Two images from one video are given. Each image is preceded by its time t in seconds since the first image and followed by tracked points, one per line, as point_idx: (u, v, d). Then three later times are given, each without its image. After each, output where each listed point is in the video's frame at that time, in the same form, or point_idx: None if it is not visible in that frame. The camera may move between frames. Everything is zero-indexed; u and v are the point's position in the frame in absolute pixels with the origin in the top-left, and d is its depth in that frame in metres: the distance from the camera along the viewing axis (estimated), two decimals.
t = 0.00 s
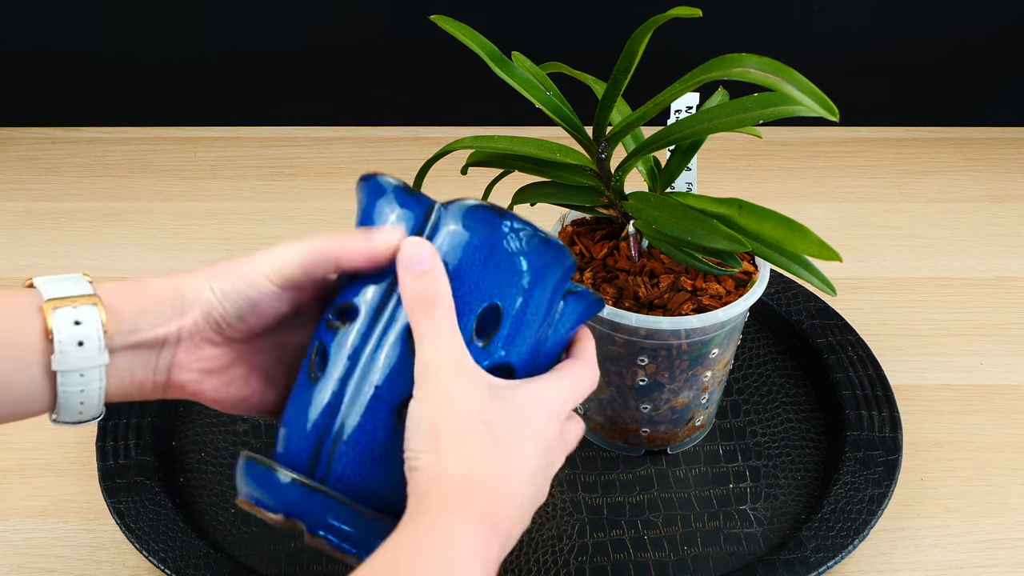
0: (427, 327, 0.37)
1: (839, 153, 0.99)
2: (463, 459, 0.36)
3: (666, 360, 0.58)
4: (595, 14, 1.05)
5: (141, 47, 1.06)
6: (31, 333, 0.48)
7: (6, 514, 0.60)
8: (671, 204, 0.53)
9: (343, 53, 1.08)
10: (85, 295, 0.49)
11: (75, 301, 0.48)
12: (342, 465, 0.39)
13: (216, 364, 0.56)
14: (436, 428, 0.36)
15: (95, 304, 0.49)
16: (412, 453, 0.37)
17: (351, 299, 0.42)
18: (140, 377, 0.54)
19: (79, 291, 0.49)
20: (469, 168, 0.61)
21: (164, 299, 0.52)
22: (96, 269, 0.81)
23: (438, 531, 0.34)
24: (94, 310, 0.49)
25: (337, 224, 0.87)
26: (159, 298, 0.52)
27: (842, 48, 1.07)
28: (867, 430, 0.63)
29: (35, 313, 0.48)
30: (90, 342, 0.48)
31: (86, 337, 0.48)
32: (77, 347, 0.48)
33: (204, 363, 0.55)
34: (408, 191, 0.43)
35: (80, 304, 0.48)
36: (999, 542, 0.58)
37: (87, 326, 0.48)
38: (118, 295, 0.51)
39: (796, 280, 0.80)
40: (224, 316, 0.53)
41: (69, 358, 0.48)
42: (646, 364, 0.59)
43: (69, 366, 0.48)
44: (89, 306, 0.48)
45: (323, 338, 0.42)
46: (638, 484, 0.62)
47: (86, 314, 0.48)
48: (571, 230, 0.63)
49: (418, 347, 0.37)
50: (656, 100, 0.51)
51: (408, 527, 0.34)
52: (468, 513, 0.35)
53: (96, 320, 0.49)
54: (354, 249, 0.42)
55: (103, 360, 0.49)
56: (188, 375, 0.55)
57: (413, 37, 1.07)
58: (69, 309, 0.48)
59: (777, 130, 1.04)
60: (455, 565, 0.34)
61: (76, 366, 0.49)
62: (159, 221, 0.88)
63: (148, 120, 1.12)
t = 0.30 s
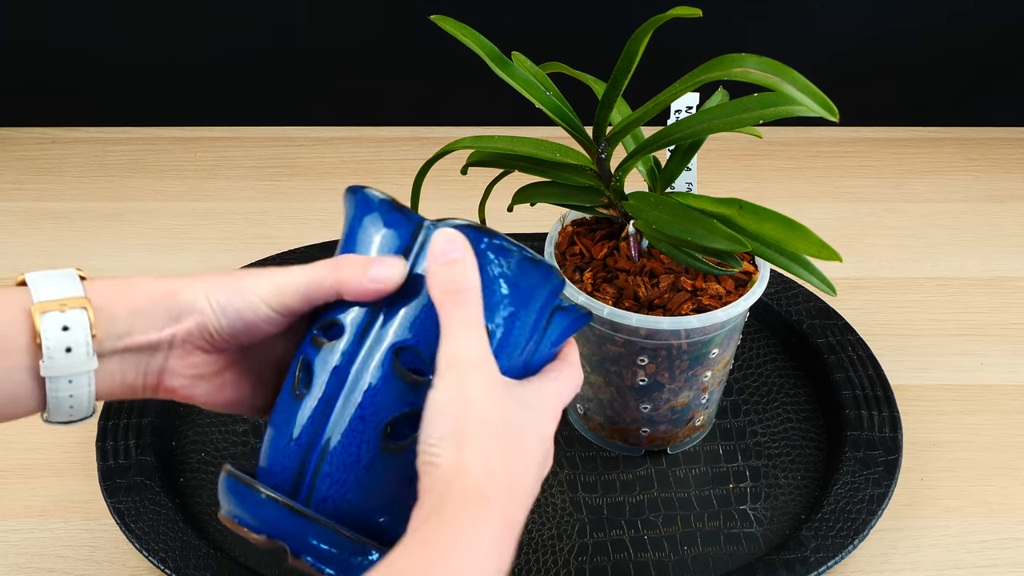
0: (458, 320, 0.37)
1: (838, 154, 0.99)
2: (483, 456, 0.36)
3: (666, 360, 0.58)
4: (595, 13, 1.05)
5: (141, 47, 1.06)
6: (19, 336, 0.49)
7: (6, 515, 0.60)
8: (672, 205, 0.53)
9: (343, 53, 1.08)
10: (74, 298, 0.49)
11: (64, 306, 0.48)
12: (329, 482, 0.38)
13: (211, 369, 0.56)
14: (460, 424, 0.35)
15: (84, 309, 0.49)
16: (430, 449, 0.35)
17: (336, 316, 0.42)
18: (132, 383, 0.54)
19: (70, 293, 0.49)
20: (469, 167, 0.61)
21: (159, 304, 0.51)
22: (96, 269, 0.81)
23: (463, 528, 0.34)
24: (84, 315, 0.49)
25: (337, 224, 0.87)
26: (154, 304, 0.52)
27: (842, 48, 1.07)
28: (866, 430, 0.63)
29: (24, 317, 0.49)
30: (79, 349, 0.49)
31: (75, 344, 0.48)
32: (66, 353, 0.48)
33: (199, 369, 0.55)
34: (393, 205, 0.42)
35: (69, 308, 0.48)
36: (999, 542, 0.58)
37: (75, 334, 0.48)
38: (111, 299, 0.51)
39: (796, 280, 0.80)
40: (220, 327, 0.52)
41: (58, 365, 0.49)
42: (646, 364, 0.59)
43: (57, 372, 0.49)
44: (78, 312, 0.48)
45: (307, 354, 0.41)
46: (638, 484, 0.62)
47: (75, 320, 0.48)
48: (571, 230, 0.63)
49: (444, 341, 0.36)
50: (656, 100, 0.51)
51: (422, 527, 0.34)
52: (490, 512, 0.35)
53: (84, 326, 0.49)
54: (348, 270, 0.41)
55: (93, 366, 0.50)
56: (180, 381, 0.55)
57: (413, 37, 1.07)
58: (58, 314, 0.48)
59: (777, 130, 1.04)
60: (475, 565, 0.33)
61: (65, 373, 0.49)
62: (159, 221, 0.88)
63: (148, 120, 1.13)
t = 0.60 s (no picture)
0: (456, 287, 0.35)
1: (838, 153, 0.99)
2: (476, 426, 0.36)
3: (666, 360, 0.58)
4: (595, 13, 1.05)
5: (141, 47, 1.06)
6: None
7: (6, 514, 0.60)
8: (672, 205, 0.53)
9: (344, 53, 1.08)
10: (38, 321, 0.48)
11: (28, 333, 0.47)
12: (338, 476, 0.39)
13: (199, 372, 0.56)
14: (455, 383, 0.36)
15: (50, 332, 0.48)
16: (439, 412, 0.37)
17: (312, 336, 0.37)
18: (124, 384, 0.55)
19: (32, 314, 0.48)
20: (469, 167, 0.61)
21: (139, 319, 0.49)
22: (96, 269, 0.81)
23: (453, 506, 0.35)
24: (49, 338, 0.48)
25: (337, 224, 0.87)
26: (133, 318, 0.49)
27: (842, 47, 1.07)
28: (867, 430, 0.63)
29: None
30: (48, 376, 0.49)
31: (43, 372, 0.49)
32: (35, 380, 0.49)
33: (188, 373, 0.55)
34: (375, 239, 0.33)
35: (38, 334, 0.48)
36: (999, 542, 0.58)
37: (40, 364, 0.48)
38: (86, 313, 0.49)
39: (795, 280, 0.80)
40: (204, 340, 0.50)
41: (28, 390, 0.49)
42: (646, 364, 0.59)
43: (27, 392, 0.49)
44: (44, 339, 0.48)
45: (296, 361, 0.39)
46: (638, 484, 0.62)
47: (41, 348, 0.48)
48: (571, 230, 0.63)
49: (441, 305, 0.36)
50: (655, 100, 0.51)
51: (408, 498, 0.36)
52: (488, 494, 0.35)
53: (52, 351, 0.49)
54: (340, 319, 0.34)
55: (64, 389, 0.51)
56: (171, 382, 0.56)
57: (412, 37, 1.07)
58: (23, 342, 0.48)
59: (777, 130, 1.04)
60: (464, 552, 0.35)
61: (36, 394, 0.50)
62: (159, 221, 0.88)
63: (149, 120, 1.13)
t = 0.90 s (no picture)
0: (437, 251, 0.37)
1: (838, 153, 0.99)
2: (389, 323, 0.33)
3: (666, 360, 0.58)
4: (595, 13, 1.05)
5: (141, 47, 1.06)
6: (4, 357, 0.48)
7: (6, 514, 0.60)
8: (672, 205, 0.53)
9: (344, 52, 1.08)
10: (63, 320, 0.48)
11: (51, 331, 0.47)
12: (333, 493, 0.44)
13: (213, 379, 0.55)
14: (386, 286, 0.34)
15: (73, 333, 0.48)
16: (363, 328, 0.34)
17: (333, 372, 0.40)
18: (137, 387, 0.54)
19: (57, 313, 0.48)
20: (469, 167, 0.61)
21: (158, 328, 0.49)
22: (97, 269, 0.81)
23: (316, 388, 0.31)
24: (72, 339, 0.48)
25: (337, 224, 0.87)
26: (151, 326, 0.49)
27: (842, 47, 1.07)
28: (867, 430, 0.63)
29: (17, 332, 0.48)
30: (67, 376, 0.49)
31: (63, 371, 0.48)
32: (54, 379, 0.49)
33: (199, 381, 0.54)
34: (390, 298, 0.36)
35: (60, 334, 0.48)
36: (1000, 542, 0.58)
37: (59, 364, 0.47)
38: (105, 317, 0.49)
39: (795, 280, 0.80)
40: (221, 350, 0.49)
41: (47, 388, 0.49)
42: (646, 364, 0.59)
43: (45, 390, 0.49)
44: (66, 339, 0.48)
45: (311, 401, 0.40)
46: (638, 484, 0.62)
47: (62, 347, 0.48)
48: (571, 230, 0.63)
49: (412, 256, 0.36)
50: (656, 100, 0.51)
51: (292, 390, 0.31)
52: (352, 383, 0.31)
53: (73, 353, 0.48)
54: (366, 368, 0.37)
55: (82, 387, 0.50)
56: (183, 390, 0.55)
57: (412, 37, 1.07)
58: (46, 340, 0.47)
59: (777, 130, 1.04)
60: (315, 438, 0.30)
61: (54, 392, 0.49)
62: (159, 221, 0.88)
63: (149, 120, 1.13)
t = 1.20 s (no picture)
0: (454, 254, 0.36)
1: (838, 153, 0.99)
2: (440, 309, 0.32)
3: (666, 360, 0.58)
4: (595, 13, 1.05)
5: (141, 47, 1.06)
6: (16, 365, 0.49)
7: (6, 514, 0.60)
8: (672, 205, 0.53)
9: (344, 52, 1.08)
10: (78, 337, 0.48)
11: (66, 347, 0.47)
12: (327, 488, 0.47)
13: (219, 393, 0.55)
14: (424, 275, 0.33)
15: (87, 352, 0.48)
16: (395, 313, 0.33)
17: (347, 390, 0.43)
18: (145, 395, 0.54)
19: (72, 329, 0.48)
20: (469, 167, 0.61)
21: (170, 351, 0.49)
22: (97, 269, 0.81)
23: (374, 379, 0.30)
24: (85, 355, 0.48)
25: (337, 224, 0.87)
26: (163, 348, 0.49)
27: (842, 48, 1.07)
28: (867, 430, 0.63)
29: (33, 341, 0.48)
30: (76, 391, 0.49)
31: (72, 386, 0.49)
32: (64, 392, 0.49)
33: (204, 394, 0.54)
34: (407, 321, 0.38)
35: (72, 351, 0.47)
36: (999, 542, 0.58)
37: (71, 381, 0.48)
38: (117, 335, 0.49)
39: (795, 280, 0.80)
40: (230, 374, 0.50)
41: (57, 399, 0.50)
42: (646, 364, 0.59)
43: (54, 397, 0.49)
44: (80, 356, 0.48)
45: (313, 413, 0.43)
46: (637, 484, 0.62)
47: (75, 364, 0.48)
48: (571, 230, 0.63)
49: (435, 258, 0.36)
50: (656, 100, 0.51)
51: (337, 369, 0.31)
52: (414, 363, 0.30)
53: (85, 369, 0.48)
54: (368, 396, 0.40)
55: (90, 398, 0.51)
56: (187, 400, 0.55)
57: (413, 37, 1.07)
58: (60, 356, 0.47)
59: (777, 130, 1.04)
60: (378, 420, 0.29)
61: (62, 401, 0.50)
62: (159, 221, 0.88)
63: (149, 120, 1.13)
